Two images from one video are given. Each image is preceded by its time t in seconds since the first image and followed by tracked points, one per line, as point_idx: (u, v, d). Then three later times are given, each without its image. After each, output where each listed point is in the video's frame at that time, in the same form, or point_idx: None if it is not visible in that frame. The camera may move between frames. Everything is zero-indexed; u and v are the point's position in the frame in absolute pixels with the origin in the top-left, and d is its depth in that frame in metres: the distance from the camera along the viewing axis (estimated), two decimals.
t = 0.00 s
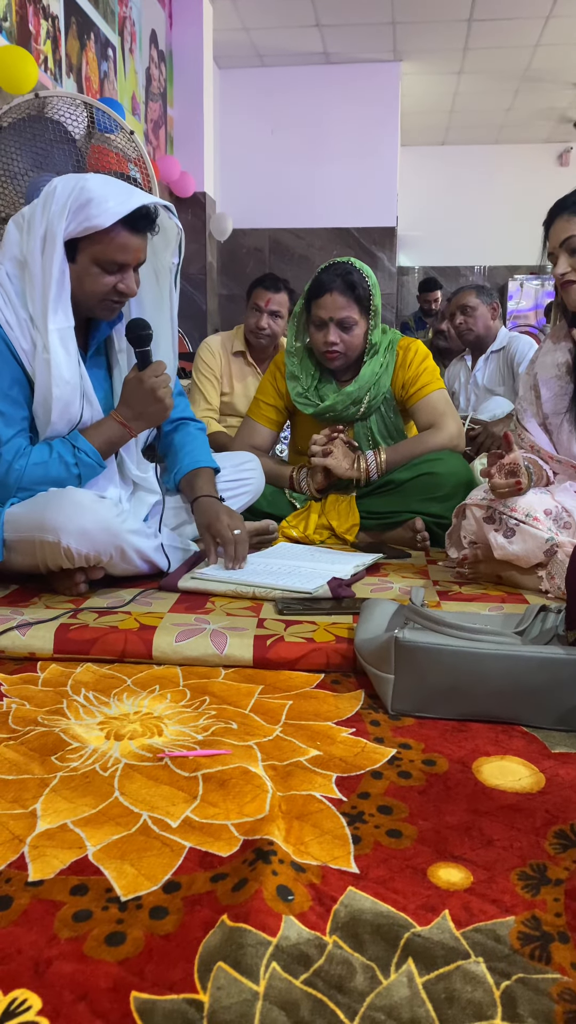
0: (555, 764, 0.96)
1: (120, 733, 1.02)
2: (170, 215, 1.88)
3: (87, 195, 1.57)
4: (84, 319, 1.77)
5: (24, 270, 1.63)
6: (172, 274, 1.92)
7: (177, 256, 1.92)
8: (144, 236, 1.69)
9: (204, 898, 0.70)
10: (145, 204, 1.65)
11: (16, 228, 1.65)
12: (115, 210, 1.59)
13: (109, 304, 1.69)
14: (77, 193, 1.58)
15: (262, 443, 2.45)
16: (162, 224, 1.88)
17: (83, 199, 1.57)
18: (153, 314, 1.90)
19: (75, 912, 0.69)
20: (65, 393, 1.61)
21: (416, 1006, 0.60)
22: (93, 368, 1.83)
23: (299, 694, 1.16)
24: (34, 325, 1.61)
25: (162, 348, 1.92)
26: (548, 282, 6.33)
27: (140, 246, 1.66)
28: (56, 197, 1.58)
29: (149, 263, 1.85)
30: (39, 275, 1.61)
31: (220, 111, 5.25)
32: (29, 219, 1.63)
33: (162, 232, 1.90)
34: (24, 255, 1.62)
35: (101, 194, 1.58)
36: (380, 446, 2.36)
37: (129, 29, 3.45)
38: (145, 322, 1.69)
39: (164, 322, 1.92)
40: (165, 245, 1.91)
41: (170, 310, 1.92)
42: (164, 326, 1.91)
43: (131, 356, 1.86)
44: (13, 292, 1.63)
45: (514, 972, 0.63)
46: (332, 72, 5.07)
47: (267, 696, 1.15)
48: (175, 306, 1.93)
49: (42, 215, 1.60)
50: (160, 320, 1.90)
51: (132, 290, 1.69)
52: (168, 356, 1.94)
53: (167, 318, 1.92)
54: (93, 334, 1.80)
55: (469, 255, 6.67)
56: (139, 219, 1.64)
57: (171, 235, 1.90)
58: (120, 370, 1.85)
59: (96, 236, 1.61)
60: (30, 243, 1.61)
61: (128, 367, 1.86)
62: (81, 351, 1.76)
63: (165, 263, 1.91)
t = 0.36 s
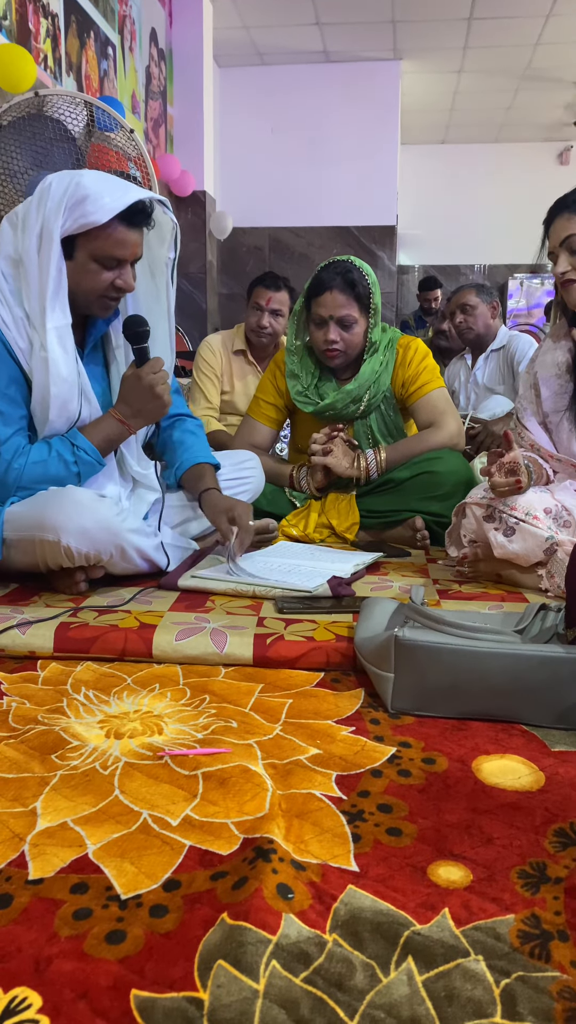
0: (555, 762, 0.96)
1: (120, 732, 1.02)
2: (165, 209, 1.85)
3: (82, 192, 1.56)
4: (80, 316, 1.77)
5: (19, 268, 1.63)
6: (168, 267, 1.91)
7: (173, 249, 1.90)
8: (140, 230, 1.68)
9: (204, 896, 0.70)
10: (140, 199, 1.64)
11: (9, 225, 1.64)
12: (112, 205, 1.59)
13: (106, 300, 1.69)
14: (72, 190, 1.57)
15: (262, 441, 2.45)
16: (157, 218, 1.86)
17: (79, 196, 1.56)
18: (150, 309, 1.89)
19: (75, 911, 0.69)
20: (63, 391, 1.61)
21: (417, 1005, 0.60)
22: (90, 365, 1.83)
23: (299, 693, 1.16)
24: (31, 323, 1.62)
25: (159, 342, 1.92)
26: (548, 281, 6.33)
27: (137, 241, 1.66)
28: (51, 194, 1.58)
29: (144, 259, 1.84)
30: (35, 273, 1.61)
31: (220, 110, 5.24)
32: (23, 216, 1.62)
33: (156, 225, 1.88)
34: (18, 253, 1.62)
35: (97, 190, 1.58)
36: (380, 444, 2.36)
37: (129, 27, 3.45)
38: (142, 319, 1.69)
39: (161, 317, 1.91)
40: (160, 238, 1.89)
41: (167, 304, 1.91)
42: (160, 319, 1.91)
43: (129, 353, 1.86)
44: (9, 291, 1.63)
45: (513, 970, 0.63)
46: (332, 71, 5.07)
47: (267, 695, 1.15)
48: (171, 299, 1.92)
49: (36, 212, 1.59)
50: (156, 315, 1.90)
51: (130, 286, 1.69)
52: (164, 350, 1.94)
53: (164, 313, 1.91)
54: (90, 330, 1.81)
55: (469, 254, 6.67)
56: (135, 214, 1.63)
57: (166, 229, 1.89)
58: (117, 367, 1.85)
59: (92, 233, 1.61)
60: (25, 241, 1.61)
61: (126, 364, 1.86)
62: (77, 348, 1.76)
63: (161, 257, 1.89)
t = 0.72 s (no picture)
0: (555, 761, 0.96)
1: (119, 731, 1.02)
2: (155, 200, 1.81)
3: (73, 186, 1.56)
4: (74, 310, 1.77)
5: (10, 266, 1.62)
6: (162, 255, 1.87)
7: (166, 240, 1.86)
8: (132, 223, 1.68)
9: (204, 895, 0.70)
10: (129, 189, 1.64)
11: None
12: (104, 199, 1.58)
13: (101, 294, 1.69)
14: (63, 185, 1.56)
15: (262, 440, 2.44)
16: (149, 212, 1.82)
17: (70, 191, 1.56)
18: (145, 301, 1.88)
19: (75, 910, 0.69)
20: (59, 388, 1.61)
21: (416, 1002, 0.60)
22: (87, 360, 1.82)
23: (298, 692, 1.16)
24: (25, 322, 1.62)
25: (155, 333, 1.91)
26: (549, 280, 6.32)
27: (129, 233, 1.66)
28: (42, 189, 1.57)
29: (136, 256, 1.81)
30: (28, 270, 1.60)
31: (220, 109, 5.23)
32: (12, 214, 1.61)
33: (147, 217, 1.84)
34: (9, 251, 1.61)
35: (88, 184, 1.57)
36: (379, 443, 2.36)
37: (128, 26, 3.45)
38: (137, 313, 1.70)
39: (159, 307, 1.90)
40: (152, 229, 1.85)
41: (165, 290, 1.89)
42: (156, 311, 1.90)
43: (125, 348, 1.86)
44: (1, 289, 1.62)
45: (513, 969, 0.63)
46: (332, 70, 5.06)
47: (267, 693, 1.15)
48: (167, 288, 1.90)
49: (27, 208, 1.59)
50: (153, 306, 1.89)
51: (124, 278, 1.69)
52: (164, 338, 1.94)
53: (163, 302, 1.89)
54: (84, 325, 1.80)
55: (469, 253, 6.67)
56: (127, 206, 1.63)
57: (157, 220, 1.84)
58: (114, 361, 1.84)
59: (86, 228, 1.61)
60: (17, 238, 1.60)
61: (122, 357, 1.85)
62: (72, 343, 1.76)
63: (155, 248, 1.86)
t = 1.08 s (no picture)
0: (555, 759, 0.96)
1: (120, 729, 1.02)
2: (157, 198, 1.80)
3: (80, 183, 1.56)
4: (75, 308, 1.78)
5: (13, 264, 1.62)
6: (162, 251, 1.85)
7: (167, 238, 1.84)
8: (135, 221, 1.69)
9: (205, 893, 0.70)
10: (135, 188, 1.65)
11: None
12: (109, 197, 1.59)
13: (101, 292, 1.69)
14: (69, 182, 1.56)
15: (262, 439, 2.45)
16: (150, 209, 1.80)
17: (77, 188, 1.56)
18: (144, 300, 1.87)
19: (75, 907, 0.69)
20: (61, 387, 1.61)
21: (416, 1001, 0.60)
22: (87, 359, 1.82)
23: (299, 690, 1.16)
24: (28, 319, 1.62)
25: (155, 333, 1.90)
26: (548, 279, 6.31)
27: (132, 231, 1.67)
28: (47, 187, 1.58)
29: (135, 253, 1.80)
30: (32, 267, 1.61)
31: (220, 107, 5.23)
32: (15, 211, 1.61)
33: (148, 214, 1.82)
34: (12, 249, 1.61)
35: (94, 181, 1.58)
36: (380, 442, 2.36)
37: (128, 24, 3.44)
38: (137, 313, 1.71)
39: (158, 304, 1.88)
40: (152, 225, 1.83)
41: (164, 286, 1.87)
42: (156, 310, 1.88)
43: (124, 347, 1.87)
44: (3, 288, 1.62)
45: (513, 967, 0.63)
46: (332, 69, 5.06)
47: (267, 692, 1.15)
48: (167, 287, 1.88)
49: (31, 207, 1.59)
50: (152, 304, 1.87)
51: (128, 276, 1.69)
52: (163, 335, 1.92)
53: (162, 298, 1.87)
54: (84, 323, 1.81)
55: (470, 251, 6.67)
56: (132, 205, 1.64)
57: (158, 218, 1.83)
58: (114, 358, 1.83)
59: (88, 228, 1.61)
60: (20, 236, 1.60)
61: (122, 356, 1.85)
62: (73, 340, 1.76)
63: (155, 245, 1.84)
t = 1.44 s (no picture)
0: (556, 758, 0.96)
1: (121, 728, 1.02)
2: (177, 204, 1.82)
3: (107, 186, 1.58)
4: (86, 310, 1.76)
5: (31, 261, 1.61)
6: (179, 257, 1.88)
7: (184, 243, 1.87)
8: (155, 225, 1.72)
9: (205, 891, 0.70)
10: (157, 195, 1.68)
11: (17, 221, 1.63)
12: (134, 200, 1.61)
13: (102, 291, 1.69)
14: (96, 185, 1.58)
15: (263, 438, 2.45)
16: (171, 216, 1.82)
17: (104, 191, 1.58)
18: (158, 305, 1.89)
19: (76, 906, 0.69)
20: (68, 384, 1.60)
21: (417, 999, 0.60)
22: (95, 360, 1.82)
23: (300, 689, 1.16)
24: (44, 317, 1.61)
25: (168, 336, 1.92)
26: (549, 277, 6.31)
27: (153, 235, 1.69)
28: (73, 188, 1.58)
29: (151, 256, 1.82)
30: (52, 265, 1.60)
31: (220, 105, 5.23)
32: (37, 210, 1.61)
33: (167, 221, 1.84)
34: (32, 246, 1.61)
35: (120, 185, 1.60)
36: (380, 440, 2.36)
37: (128, 22, 3.43)
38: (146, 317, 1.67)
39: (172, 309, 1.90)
40: (171, 232, 1.86)
41: (180, 293, 1.89)
42: (170, 315, 1.90)
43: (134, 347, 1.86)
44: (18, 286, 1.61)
45: (514, 965, 0.63)
46: (333, 67, 5.06)
47: (268, 690, 1.15)
48: (182, 292, 1.90)
49: (55, 205, 1.59)
50: (167, 309, 1.89)
51: (145, 280, 1.71)
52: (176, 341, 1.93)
53: (176, 304, 1.89)
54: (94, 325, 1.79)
55: (470, 249, 6.67)
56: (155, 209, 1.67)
57: (177, 223, 1.85)
58: (122, 360, 1.83)
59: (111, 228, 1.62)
60: (42, 234, 1.60)
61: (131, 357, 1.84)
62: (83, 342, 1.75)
63: (172, 252, 1.87)
